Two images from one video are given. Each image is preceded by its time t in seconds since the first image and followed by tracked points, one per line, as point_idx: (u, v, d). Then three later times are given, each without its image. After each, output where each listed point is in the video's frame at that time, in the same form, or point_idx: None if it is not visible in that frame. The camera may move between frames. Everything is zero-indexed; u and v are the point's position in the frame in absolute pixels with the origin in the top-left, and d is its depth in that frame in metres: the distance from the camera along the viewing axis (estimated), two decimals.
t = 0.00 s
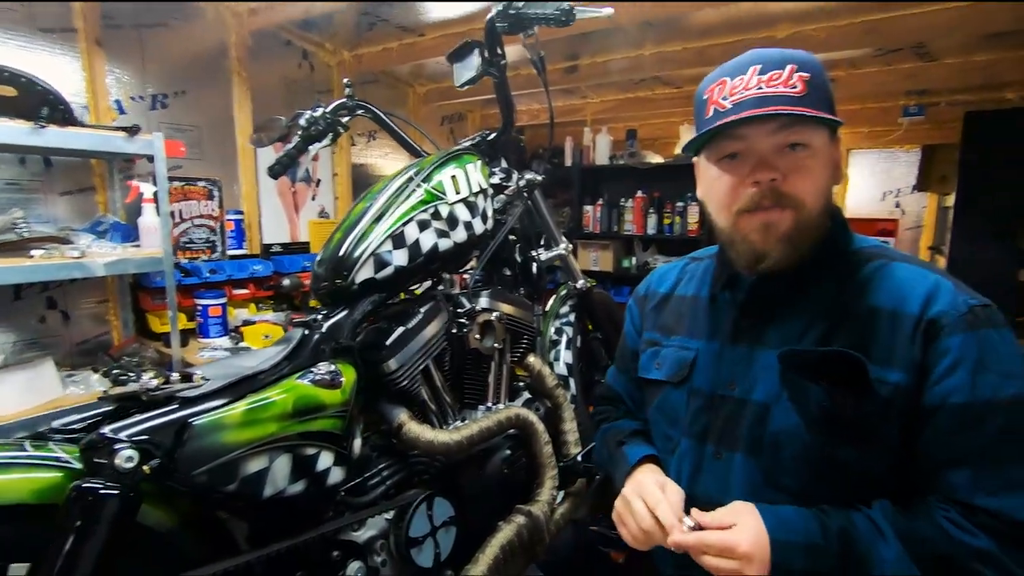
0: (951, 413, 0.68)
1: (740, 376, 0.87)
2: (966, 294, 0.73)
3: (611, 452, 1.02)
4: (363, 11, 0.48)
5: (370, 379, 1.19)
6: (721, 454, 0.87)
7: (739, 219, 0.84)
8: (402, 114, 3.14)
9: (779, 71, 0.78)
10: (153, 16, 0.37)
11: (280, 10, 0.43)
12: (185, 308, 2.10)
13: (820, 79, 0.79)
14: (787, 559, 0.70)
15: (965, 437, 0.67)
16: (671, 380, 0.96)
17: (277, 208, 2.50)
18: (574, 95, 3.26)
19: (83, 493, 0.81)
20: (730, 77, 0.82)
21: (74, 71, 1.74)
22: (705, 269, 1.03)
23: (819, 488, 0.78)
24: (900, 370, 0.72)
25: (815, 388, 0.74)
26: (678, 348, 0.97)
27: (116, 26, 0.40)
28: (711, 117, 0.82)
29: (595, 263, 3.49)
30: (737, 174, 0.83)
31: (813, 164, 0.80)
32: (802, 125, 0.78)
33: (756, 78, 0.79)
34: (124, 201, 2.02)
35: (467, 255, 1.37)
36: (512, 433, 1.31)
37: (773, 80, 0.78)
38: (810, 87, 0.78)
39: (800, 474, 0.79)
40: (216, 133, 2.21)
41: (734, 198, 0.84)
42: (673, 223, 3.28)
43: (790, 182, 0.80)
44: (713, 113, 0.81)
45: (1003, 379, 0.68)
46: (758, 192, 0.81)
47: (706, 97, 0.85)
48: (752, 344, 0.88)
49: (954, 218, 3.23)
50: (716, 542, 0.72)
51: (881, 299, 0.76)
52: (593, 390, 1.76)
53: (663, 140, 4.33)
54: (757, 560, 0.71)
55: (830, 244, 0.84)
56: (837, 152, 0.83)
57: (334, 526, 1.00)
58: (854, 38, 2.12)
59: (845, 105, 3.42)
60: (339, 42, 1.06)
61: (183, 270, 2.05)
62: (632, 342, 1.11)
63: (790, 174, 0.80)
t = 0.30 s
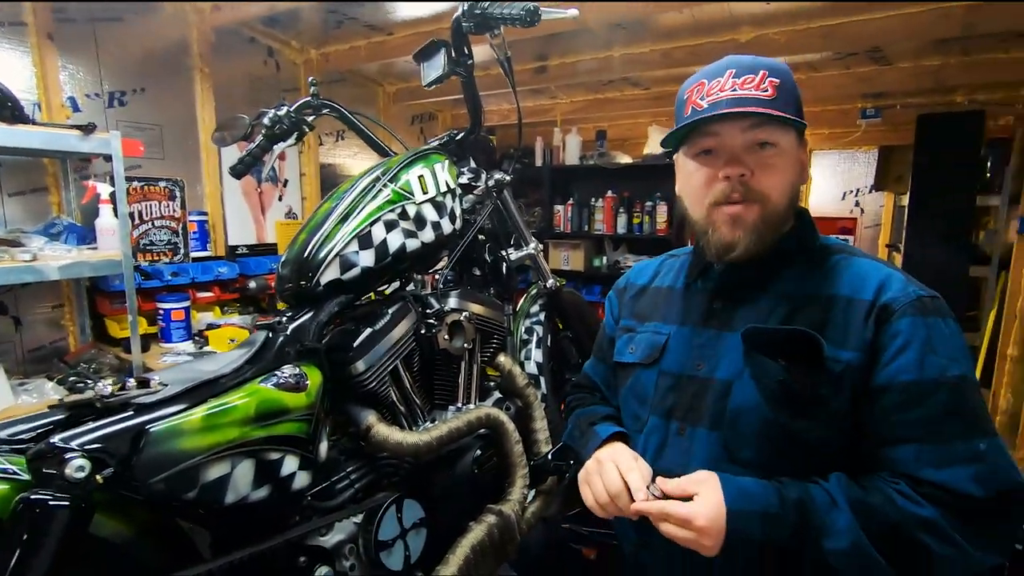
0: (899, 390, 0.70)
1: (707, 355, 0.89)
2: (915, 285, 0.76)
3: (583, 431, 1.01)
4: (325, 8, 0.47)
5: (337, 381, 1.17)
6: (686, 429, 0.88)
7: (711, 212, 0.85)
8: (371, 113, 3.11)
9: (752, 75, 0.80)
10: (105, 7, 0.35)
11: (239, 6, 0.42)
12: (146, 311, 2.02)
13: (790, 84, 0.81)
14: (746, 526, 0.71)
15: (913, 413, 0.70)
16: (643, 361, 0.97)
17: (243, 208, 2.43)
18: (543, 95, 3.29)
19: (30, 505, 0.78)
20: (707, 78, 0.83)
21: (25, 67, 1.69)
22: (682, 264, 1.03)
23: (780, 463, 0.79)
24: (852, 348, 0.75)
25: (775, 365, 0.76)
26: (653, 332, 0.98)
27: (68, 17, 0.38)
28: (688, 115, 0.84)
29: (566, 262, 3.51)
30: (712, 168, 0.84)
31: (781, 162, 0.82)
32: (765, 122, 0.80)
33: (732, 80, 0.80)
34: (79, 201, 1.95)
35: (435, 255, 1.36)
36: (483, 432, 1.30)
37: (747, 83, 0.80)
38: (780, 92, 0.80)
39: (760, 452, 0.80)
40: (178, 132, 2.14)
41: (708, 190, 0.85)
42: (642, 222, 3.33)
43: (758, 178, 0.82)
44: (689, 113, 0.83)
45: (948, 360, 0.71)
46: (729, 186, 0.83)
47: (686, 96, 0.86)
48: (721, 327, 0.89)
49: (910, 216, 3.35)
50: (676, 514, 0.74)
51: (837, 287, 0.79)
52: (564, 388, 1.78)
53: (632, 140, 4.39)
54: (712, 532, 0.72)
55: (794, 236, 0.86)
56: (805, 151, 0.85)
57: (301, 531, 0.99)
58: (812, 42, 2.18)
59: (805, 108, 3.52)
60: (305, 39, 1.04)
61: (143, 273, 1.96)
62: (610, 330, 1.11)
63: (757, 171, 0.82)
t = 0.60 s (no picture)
0: (847, 385, 0.73)
1: (669, 350, 0.90)
2: (869, 284, 0.78)
3: (554, 423, 1.04)
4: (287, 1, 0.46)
5: (305, 380, 1.17)
6: (648, 420, 0.90)
7: (676, 222, 0.87)
8: (345, 108, 3.08)
9: (715, 87, 0.80)
10: None
11: None
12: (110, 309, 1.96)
13: (755, 96, 0.81)
14: (691, 519, 0.73)
15: (857, 408, 0.72)
16: (613, 355, 0.98)
17: (212, 204, 2.37)
18: (519, 93, 3.29)
19: None
20: (673, 89, 0.84)
21: None
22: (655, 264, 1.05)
23: (731, 452, 0.82)
24: (803, 344, 0.77)
25: (729, 357, 0.79)
26: (623, 328, 0.99)
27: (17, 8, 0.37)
28: (655, 126, 0.84)
29: (542, 260, 3.53)
30: (675, 178, 0.85)
31: (745, 173, 0.82)
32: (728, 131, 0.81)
33: (693, 93, 0.81)
34: (39, 196, 1.89)
35: (407, 253, 1.35)
36: (455, 430, 1.29)
37: (709, 96, 0.80)
38: (743, 104, 0.79)
39: (716, 446, 0.82)
40: (145, 124, 2.10)
41: (671, 203, 0.87)
42: (617, 220, 3.36)
43: (718, 190, 0.82)
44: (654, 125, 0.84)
45: (896, 357, 0.72)
46: (691, 198, 0.84)
47: (653, 106, 0.87)
48: (685, 323, 0.90)
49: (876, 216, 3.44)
50: (626, 506, 0.76)
51: (794, 286, 0.81)
52: (538, 385, 1.80)
53: (607, 139, 4.42)
54: (657, 524, 0.74)
55: (756, 235, 0.87)
56: (768, 156, 0.85)
57: (266, 532, 0.97)
58: (782, 44, 2.22)
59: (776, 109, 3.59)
60: (275, 33, 1.02)
61: (108, 270, 1.92)
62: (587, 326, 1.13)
63: (719, 182, 0.82)
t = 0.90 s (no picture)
0: (830, 394, 0.76)
1: (658, 353, 0.93)
2: (852, 292, 0.80)
3: (547, 413, 1.07)
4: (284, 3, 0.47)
5: (293, 379, 1.17)
6: (636, 421, 0.93)
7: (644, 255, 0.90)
8: (329, 107, 3.06)
9: (656, 137, 0.82)
10: None
11: None
12: (88, 308, 1.94)
13: (699, 135, 0.80)
14: (680, 499, 0.76)
15: (839, 413, 0.75)
16: (605, 355, 1.01)
17: (192, 200, 2.33)
18: (505, 95, 3.31)
19: None
20: (621, 137, 0.86)
21: None
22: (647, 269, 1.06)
23: (712, 452, 0.85)
24: (784, 352, 0.79)
25: (713, 364, 0.81)
26: (615, 328, 1.02)
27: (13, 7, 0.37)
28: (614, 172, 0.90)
29: (526, 261, 3.55)
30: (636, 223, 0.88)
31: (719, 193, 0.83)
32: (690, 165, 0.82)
33: (636, 146, 0.84)
34: (13, 191, 1.84)
35: (395, 252, 1.36)
36: (442, 429, 1.31)
37: (650, 148, 0.82)
38: (686, 149, 0.80)
39: (702, 448, 0.85)
40: (124, 122, 2.07)
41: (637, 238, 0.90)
42: (600, 222, 3.39)
43: (677, 233, 0.83)
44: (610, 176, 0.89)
45: (875, 365, 0.75)
46: (648, 243, 0.87)
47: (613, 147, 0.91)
48: (674, 328, 0.93)
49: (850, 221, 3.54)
50: (615, 474, 0.78)
51: (777, 293, 0.84)
52: (522, 384, 1.82)
53: (591, 141, 4.47)
54: (637, 496, 0.77)
55: (742, 244, 0.89)
56: (731, 181, 0.83)
57: (255, 530, 0.98)
58: (763, 52, 2.27)
59: (756, 114, 3.66)
60: (261, 31, 1.01)
61: (84, 267, 1.90)
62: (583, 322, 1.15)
63: (677, 226, 0.83)
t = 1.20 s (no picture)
0: (813, 393, 0.78)
1: (650, 353, 0.94)
2: (839, 291, 0.82)
3: (545, 409, 1.09)
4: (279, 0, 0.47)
5: (286, 377, 1.16)
6: (629, 419, 0.94)
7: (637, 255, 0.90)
8: (317, 105, 3.05)
9: (644, 140, 0.83)
10: None
11: None
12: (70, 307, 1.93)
13: (686, 138, 0.81)
14: (658, 500, 0.78)
15: (824, 412, 0.77)
16: (599, 354, 1.02)
17: (177, 197, 2.33)
18: (494, 95, 3.32)
19: None
20: (611, 141, 0.88)
21: None
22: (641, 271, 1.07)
23: (701, 450, 0.86)
24: (771, 351, 0.81)
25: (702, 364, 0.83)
26: (609, 327, 1.03)
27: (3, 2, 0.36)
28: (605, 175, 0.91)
29: (514, 261, 3.55)
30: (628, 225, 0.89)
31: (706, 194, 0.83)
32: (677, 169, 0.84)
33: (625, 149, 0.85)
34: None
35: (387, 251, 1.36)
36: (434, 426, 1.31)
37: (638, 151, 0.84)
38: (673, 151, 0.81)
39: (691, 448, 0.87)
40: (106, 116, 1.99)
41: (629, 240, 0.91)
42: (588, 222, 3.42)
43: (666, 233, 0.84)
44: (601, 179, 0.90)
45: (860, 365, 0.77)
46: (640, 243, 0.88)
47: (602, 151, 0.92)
48: (665, 328, 0.94)
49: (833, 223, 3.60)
50: (606, 476, 0.81)
51: (766, 293, 0.85)
52: (513, 382, 1.82)
53: (579, 142, 4.50)
54: (626, 497, 0.79)
55: (732, 244, 0.90)
56: (718, 184, 0.85)
57: (248, 527, 0.98)
58: (749, 55, 2.30)
59: (741, 117, 3.71)
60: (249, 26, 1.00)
61: (67, 266, 1.89)
62: (578, 321, 1.16)
63: (667, 226, 0.84)
